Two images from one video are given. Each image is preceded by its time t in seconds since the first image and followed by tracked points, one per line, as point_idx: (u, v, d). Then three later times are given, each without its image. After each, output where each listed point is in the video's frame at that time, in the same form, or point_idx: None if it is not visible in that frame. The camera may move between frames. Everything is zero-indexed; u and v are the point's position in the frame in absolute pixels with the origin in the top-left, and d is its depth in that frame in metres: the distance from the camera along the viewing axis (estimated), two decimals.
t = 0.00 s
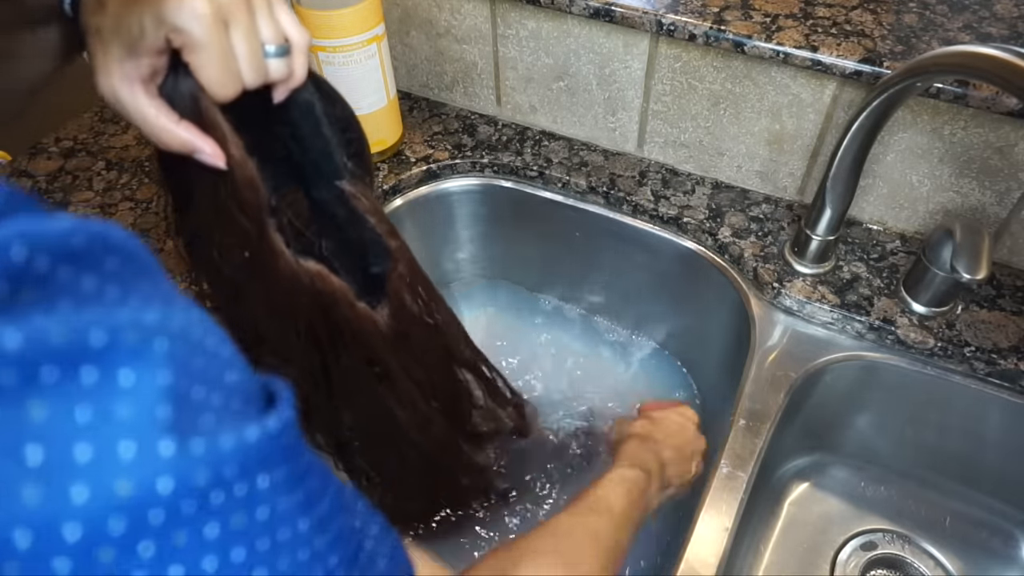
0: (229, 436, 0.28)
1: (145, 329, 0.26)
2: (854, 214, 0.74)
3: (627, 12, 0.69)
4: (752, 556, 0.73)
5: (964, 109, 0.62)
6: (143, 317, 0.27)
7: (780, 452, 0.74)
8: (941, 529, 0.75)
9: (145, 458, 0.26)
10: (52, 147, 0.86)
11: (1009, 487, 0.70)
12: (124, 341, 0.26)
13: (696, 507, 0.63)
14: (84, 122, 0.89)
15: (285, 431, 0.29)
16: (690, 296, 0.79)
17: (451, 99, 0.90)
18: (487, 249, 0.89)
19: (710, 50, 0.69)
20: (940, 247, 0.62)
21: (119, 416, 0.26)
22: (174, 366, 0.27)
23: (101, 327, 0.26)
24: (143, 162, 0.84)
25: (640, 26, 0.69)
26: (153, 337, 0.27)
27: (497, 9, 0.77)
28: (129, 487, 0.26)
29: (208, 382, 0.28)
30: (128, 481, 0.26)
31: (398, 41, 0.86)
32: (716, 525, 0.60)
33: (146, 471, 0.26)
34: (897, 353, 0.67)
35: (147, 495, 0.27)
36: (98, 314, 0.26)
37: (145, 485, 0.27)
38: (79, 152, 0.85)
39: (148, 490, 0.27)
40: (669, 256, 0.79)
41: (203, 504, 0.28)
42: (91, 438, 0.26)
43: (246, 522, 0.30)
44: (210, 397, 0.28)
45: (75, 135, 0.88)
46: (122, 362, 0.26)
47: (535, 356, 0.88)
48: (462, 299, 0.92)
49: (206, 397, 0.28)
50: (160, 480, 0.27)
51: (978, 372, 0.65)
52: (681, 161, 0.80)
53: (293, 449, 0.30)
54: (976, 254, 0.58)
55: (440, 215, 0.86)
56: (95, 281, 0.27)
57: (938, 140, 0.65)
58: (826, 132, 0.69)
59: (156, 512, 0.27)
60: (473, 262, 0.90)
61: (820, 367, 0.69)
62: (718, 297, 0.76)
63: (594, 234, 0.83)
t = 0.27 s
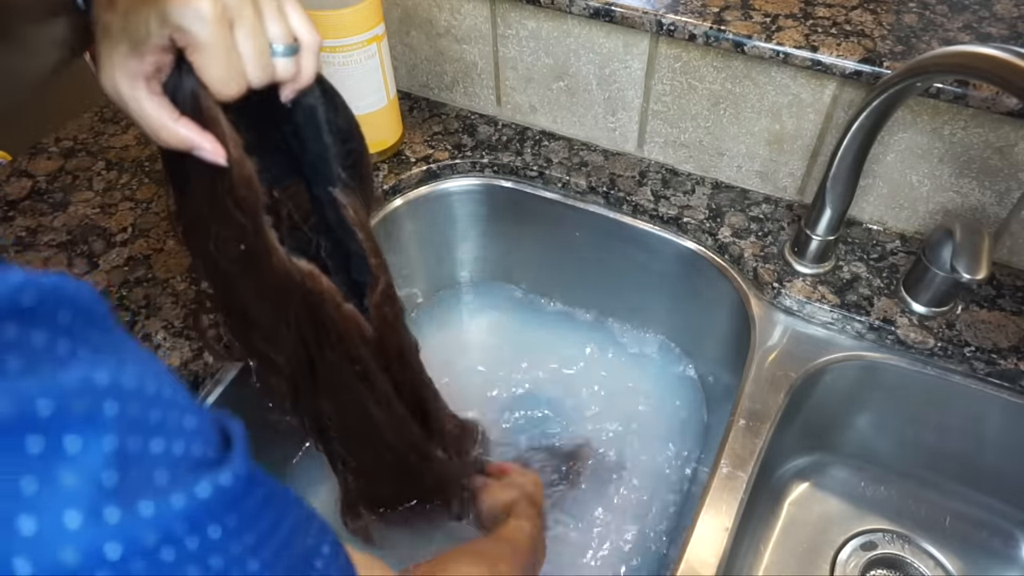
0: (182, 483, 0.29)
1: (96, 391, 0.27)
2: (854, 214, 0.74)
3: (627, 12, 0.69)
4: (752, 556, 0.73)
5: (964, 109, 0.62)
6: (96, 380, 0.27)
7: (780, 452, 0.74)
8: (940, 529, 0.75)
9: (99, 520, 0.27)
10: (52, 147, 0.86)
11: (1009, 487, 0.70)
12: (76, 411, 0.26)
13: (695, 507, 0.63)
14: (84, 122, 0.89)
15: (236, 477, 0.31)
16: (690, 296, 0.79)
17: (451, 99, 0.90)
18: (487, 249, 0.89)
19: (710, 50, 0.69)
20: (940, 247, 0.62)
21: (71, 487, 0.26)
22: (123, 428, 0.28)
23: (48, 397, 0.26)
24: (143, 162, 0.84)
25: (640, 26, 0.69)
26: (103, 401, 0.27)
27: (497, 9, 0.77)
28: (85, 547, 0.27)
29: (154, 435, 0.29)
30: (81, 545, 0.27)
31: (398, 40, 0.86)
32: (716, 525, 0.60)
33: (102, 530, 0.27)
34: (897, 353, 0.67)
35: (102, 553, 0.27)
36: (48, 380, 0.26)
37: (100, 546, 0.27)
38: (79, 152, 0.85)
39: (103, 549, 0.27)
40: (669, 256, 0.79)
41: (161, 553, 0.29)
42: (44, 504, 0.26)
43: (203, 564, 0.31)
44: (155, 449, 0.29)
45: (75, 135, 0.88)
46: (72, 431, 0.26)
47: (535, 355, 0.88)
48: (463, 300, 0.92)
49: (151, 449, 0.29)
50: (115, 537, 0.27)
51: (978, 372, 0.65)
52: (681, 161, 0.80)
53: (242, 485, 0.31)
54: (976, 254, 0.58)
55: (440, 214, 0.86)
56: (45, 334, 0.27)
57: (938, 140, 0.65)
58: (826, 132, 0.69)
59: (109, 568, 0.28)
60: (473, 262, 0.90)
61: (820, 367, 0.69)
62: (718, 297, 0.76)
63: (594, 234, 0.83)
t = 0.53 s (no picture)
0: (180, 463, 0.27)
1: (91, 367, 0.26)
2: (854, 214, 0.74)
3: (627, 12, 0.69)
4: (751, 556, 0.73)
5: (964, 109, 0.62)
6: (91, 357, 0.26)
7: (780, 452, 0.74)
8: (940, 529, 0.75)
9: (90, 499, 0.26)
10: (52, 147, 0.86)
11: (1009, 487, 0.70)
12: (70, 386, 0.26)
13: (695, 507, 0.63)
14: (84, 122, 0.89)
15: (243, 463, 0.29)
16: (690, 296, 0.79)
17: (451, 99, 0.90)
18: (487, 249, 0.89)
19: (710, 50, 0.69)
20: (940, 247, 0.62)
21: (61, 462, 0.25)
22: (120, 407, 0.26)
23: (43, 372, 0.25)
24: (142, 162, 0.84)
25: (640, 26, 0.69)
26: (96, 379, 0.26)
27: (497, 9, 0.77)
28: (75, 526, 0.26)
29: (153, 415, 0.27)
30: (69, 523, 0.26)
31: (398, 40, 0.86)
32: (716, 524, 0.60)
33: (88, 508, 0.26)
34: (897, 353, 0.67)
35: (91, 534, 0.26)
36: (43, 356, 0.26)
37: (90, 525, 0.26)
38: (78, 152, 0.85)
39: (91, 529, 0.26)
40: (669, 256, 0.79)
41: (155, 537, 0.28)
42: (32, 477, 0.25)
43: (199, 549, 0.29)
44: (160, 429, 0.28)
45: (75, 134, 0.88)
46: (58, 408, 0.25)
47: (537, 357, 0.88)
48: (464, 301, 0.92)
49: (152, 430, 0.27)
50: (106, 517, 0.26)
51: (978, 372, 0.65)
52: (681, 161, 0.80)
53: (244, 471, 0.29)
54: (976, 254, 0.58)
55: (440, 214, 0.86)
56: (46, 312, 0.27)
57: (938, 140, 0.65)
58: (826, 132, 0.69)
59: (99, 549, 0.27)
60: (473, 262, 0.91)
61: (820, 367, 0.69)
62: (717, 297, 0.76)
63: (594, 234, 0.83)
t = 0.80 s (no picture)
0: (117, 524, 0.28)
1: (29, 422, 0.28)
2: (854, 214, 0.74)
3: (627, 12, 0.69)
4: (752, 556, 0.73)
5: (964, 109, 0.62)
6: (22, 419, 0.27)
7: (780, 452, 0.74)
8: (941, 529, 0.75)
9: (27, 572, 0.26)
10: (52, 147, 0.86)
11: (1009, 487, 0.70)
12: None
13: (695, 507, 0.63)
14: (84, 122, 0.89)
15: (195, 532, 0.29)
16: (690, 296, 0.79)
17: (451, 99, 0.90)
18: (487, 249, 0.89)
19: (710, 50, 0.69)
20: (940, 247, 0.62)
21: None
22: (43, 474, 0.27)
23: None
24: (142, 162, 0.84)
25: (640, 26, 0.69)
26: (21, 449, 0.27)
27: (498, 9, 0.77)
28: None
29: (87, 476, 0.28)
30: None
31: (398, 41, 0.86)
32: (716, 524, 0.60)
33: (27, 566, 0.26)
34: (897, 353, 0.67)
35: None
36: None
37: None
38: (79, 152, 0.85)
39: None
40: (669, 256, 0.79)
41: None
42: None
43: None
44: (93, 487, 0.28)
45: (75, 134, 0.88)
46: None
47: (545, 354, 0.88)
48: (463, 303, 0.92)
49: (91, 497, 0.28)
50: None
51: (978, 372, 0.65)
52: (681, 161, 0.80)
53: (198, 527, 0.29)
54: (976, 254, 0.58)
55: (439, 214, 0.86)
56: None
57: (938, 140, 0.65)
58: (826, 132, 0.69)
59: None
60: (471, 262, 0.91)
61: (820, 367, 0.69)
62: (717, 297, 0.76)
63: (593, 234, 0.83)
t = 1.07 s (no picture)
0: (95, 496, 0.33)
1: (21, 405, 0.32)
2: (854, 214, 0.74)
3: (627, 12, 0.69)
4: (752, 556, 0.73)
5: (964, 109, 0.62)
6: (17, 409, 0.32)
7: (780, 452, 0.74)
8: (940, 529, 0.75)
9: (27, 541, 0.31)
10: (52, 147, 0.86)
11: (1009, 487, 0.70)
12: None
13: (695, 507, 0.63)
14: (84, 122, 0.89)
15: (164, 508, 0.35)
16: (690, 296, 0.79)
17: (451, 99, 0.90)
18: (487, 249, 0.89)
19: (710, 50, 0.69)
20: (940, 247, 0.62)
21: None
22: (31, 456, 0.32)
23: None
24: (142, 162, 0.84)
25: (640, 26, 0.69)
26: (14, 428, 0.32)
27: (498, 9, 0.77)
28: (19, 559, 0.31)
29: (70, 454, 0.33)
30: None
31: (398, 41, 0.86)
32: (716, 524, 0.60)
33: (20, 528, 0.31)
34: (897, 353, 0.67)
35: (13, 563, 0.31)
36: None
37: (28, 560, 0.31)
38: (79, 152, 0.85)
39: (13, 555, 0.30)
40: (669, 256, 0.79)
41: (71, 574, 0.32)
42: None
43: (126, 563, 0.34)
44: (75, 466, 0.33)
45: (75, 134, 0.88)
46: None
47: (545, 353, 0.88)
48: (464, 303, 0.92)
49: (66, 474, 0.32)
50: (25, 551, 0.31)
51: (978, 372, 0.65)
52: (681, 161, 0.80)
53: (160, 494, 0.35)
54: (976, 254, 0.58)
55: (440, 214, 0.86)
56: None
57: (938, 140, 0.65)
58: (826, 132, 0.69)
59: None
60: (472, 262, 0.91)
61: (820, 367, 0.69)
62: (717, 296, 0.76)
63: (594, 234, 0.83)
